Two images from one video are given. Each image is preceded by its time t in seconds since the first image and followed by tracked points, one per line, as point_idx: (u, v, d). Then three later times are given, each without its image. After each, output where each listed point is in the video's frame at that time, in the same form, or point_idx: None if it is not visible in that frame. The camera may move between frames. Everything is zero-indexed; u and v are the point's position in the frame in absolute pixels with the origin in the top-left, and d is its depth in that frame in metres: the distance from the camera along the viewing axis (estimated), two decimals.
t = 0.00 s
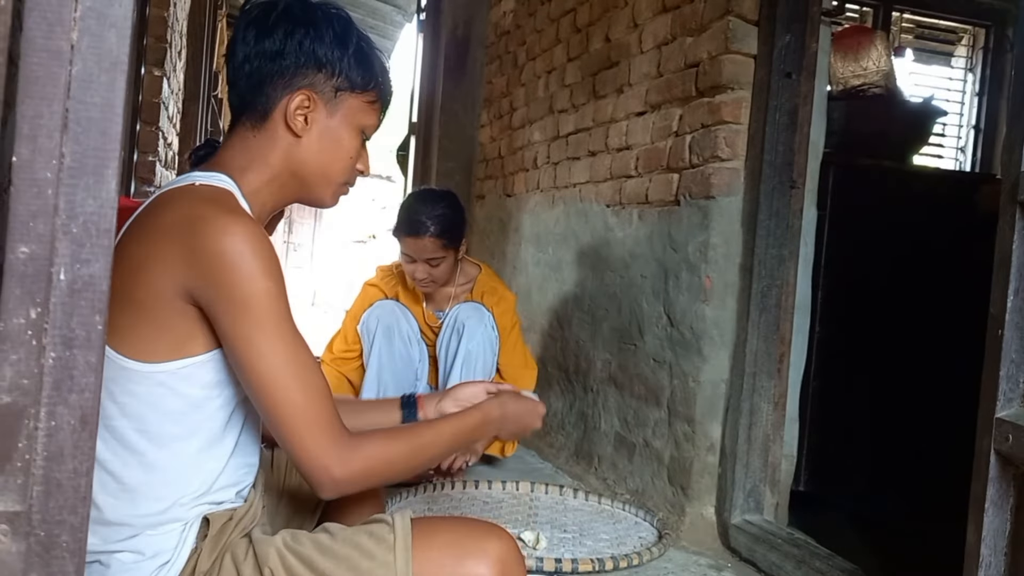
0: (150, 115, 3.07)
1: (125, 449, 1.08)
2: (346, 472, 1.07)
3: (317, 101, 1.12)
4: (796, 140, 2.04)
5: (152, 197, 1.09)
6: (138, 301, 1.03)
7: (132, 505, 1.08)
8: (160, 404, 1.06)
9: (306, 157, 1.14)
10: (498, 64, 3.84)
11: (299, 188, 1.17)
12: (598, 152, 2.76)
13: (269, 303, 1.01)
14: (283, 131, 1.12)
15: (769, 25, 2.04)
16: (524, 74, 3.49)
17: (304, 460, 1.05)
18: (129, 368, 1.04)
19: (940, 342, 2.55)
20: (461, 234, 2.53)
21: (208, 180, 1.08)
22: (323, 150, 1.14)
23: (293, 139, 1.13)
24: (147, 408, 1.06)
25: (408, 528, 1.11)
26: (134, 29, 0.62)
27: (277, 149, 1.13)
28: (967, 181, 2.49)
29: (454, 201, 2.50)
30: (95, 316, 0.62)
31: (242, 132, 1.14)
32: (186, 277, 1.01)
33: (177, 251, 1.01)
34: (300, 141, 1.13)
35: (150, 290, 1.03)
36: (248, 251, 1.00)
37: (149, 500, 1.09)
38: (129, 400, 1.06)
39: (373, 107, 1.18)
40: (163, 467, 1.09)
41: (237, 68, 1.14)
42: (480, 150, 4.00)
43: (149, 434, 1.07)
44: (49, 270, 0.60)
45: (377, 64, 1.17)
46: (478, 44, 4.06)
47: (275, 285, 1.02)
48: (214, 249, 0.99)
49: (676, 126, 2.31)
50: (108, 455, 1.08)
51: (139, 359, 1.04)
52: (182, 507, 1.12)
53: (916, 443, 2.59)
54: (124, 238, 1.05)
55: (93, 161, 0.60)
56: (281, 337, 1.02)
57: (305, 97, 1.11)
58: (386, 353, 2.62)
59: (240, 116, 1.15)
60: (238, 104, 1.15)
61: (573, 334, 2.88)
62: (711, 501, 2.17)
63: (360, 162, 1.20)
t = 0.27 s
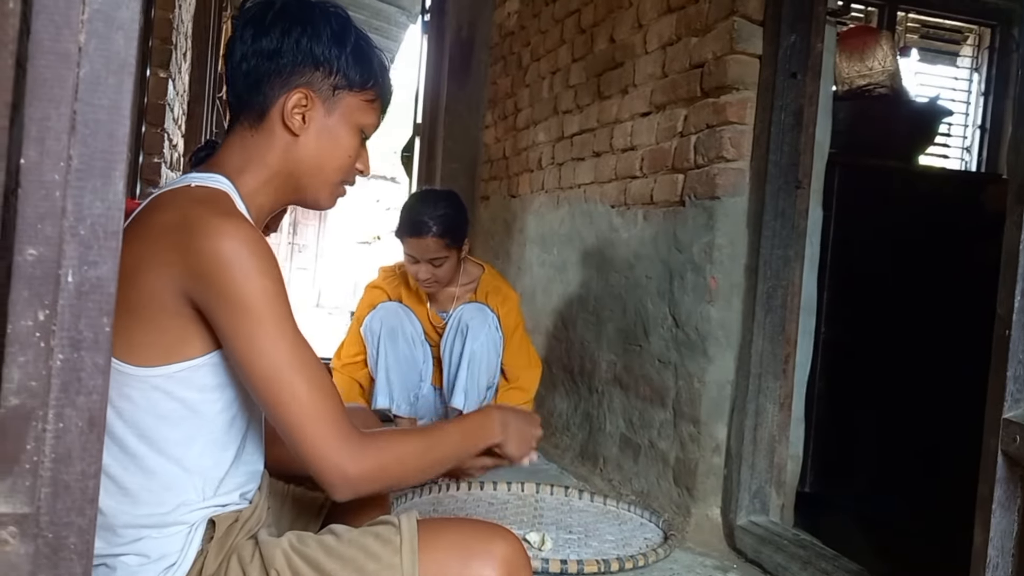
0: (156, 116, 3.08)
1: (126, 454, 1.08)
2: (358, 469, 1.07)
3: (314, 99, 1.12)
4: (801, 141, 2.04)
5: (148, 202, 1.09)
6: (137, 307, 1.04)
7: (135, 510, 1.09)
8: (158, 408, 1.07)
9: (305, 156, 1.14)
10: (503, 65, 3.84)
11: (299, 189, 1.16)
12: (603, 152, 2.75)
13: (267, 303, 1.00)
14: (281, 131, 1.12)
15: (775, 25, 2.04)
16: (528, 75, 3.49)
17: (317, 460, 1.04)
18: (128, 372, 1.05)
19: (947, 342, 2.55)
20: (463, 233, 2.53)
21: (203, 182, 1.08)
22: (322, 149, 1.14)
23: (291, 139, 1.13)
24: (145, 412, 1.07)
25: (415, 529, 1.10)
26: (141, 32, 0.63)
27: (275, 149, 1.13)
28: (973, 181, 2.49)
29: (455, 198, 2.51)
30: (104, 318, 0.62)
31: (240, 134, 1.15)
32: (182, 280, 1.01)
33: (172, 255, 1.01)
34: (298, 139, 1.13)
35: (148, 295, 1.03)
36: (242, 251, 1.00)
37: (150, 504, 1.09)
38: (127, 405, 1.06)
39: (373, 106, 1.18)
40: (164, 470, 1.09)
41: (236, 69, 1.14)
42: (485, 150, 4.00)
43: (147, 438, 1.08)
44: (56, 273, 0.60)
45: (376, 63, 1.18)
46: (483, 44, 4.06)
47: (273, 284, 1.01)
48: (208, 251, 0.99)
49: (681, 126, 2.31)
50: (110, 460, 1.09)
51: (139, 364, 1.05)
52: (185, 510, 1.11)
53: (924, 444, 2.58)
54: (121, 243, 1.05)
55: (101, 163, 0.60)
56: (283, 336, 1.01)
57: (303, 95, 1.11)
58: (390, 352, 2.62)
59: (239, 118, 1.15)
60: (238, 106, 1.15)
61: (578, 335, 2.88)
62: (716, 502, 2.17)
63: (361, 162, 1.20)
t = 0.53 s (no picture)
0: (162, 120, 3.09)
1: (135, 456, 1.09)
2: (372, 473, 1.07)
3: (324, 103, 1.13)
4: (807, 143, 2.04)
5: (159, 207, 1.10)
6: (148, 312, 1.04)
7: (144, 511, 1.09)
8: (168, 412, 1.07)
9: (315, 160, 1.14)
10: (508, 67, 3.85)
11: (310, 194, 1.17)
12: (608, 155, 2.76)
13: (277, 309, 1.01)
14: (291, 135, 1.13)
15: (780, 27, 2.04)
16: (533, 77, 3.50)
17: (328, 465, 1.05)
18: (139, 376, 1.06)
19: (953, 344, 2.54)
20: (469, 232, 2.53)
21: (214, 188, 1.09)
22: (331, 152, 1.14)
23: (301, 142, 1.13)
24: (155, 415, 1.07)
25: (422, 531, 1.11)
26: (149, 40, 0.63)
27: (285, 153, 1.13)
28: (980, 182, 2.48)
29: (460, 197, 2.51)
30: (111, 323, 0.62)
31: (250, 139, 1.15)
32: (193, 285, 1.02)
33: (183, 260, 1.02)
34: (308, 143, 1.13)
35: (160, 300, 1.04)
36: (252, 256, 1.00)
37: (160, 506, 1.10)
38: (138, 408, 1.07)
39: (383, 110, 1.19)
40: (173, 473, 1.10)
41: (247, 74, 1.15)
42: (490, 153, 4.01)
43: (157, 441, 1.08)
44: (65, 278, 0.61)
45: (386, 67, 1.18)
46: (489, 47, 4.07)
47: (282, 289, 1.02)
48: (218, 256, 1.00)
49: (686, 129, 2.31)
50: (120, 462, 1.09)
51: (150, 368, 1.06)
52: (194, 512, 1.12)
53: (930, 446, 2.58)
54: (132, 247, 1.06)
55: (109, 169, 0.61)
56: (294, 340, 1.02)
57: (313, 99, 1.12)
58: (395, 355, 2.63)
59: (249, 123, 1.16)
60: (248, 110, 1.16)
61: (583, 337, 2.88)
62: (722, 504, 2.16)
63: (371, 166, 1.21)
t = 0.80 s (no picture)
0: (166, 126, 3.10)
1: (143, 462, 1.10)
2: (372, 486, 1.12)
3: (332, 111, 1.13)
4: (809, 144, 2.04)
5: (167, 214, 1.10)
6: (157, 320, 1.05)
7: (151, 516, 1.10)
8: (175, 417, 1.08)
9: (323, 167, 1.15)
10: (510, 71, 3.85)
11: (317, 200, 1.18)
12: (611, 157, 2.76)
13: (287, 319, 1.02)
14: (301, 143, 1.14)
15: (781, 29, 2.04)
16: (535, 80, 3.50)
17: (331, 475, 1.09)
18: (147, 383, 1.06)
19: (957, 345, 2.54)
20: (473, 236, 2.54)
21: (224, 196, 1.09)
22: (340, 159, 1.15)
23: (309, 150, 1.14)
24: (163, 421, 1.08)
25: (424, 537, 1.10)
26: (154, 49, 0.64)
27: (294, 160, 1.14)
28: (983, 183, 2.48)
29: (464, 200, 2.51)
30: (117, 329, 0.63)
31: (258, 146, 1.16)
32: (203, 294, 1.03)
33: (193, 269, 1.03)
34: (317, 151, 1.14)
35: (169, 308, 1.04)
36: (262, 266, 1.01)
37: (167, 510, 1.11)
38: (146, 415, 1.08)
39: (390, 115, 1.20)
40: (180, 477, 1.11)
41: (254, 81, 1.15)
42: (493, 156, 4.02)
43: (165, 446, 1.09)
44: (72, 285, 0.61)
45: (392, 73, 1.19)
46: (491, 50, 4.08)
47: (293, 299, 1.03)
48: (230, 265, 1.00)
49: (689, 131, 2.31)
50: (127, 467, 1.10)
51: (158, 376, 1.06)
52: (201, 516, 1.13)
53: (932, 446, 2.57)
54: (140, 255, 1.06)
55: (115, 177, 0.62)
56: (302, 351, 1.03)
57: (322, 107, 1.13)
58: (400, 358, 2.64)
59: (257, 131, 1.16)
60: (255, 117, 1.16)
61: (587, 340, 2.88)
62: (726, 506, 2.16)
63: (378, 171, 1.22)
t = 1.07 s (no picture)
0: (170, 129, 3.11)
1: (147, 465, 1.10)
2: (372, 490, 1.12)
3: (342, 117, 1.14)
4: (811, 144, 2.04)
5: (170, 216, 1.11)
6: (161, 323, 1.05)
7: (154, 519, 1.11)
8: (179, 421, 1.08)
9: (329, 171, 1.16)
10: (513, 72, 3.86)
11: (320, 202, 1.19)
12: (613, 158, 2.76)
13: (289, 322, 1.02)
14: (309, 147, 1.14)
15: (782, 29, 2.04)
16: (538, 81, 3.50)
17: (331, 480, 1.09)
18: (151, 386, 1.07)
19: (960, 345, 2.53)
20: (476, 240, 2.54)
21: (225, 198, 1.09)
22: (346, 164, 1.16)
23: (318, 155, 1.15)
24: (167, 424, 1.08)
25: (426, 537, 1.10)
26: (148, 53, 0.64)
27: (301, 164, 1.15)
28: (985, 182, 2.47)
29: (467, 206, 2.51)
30: (113, 330, 0.63)
31: (261, 147, 1.15)
32: (206, 297, 1.03)
33: (196, 272, 1.03)
34: (325, 156, 1.15)
35: (172, 311, 1.05)
36: (265, 269, 1.01)
37: (170, 513, 1.11)
38: (150, 418, 1.08)
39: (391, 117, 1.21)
40: (184, 481, 1.11)
41: (257, 81, 1.14)
42: (496, 157, 4.02)
43: (169, 450, 1.09)
44: (67, 286, 0.62)
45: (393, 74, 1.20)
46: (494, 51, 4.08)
47: (295, 302, 1.03)
48: (233, 268, 1.01)
49: (691, 131, 2.31)
50: (130, 470, 1.10)
51: (162, 379, 1.07)
52: (203, 518, 1.13)
53: (935, 446, 2.56)
54: (143, 257, 1.07)
55: (110, 179, 0.62)
56: (303, 355, 1.04)
57: (332, 112, 1.13)
58: (405, 360, 2.64)
59: (260, 132, 1.15)
60: (257, 119, 1.15)
61: (591, 340, 2.89)
62: (730, 506, 2.16)
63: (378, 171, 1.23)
